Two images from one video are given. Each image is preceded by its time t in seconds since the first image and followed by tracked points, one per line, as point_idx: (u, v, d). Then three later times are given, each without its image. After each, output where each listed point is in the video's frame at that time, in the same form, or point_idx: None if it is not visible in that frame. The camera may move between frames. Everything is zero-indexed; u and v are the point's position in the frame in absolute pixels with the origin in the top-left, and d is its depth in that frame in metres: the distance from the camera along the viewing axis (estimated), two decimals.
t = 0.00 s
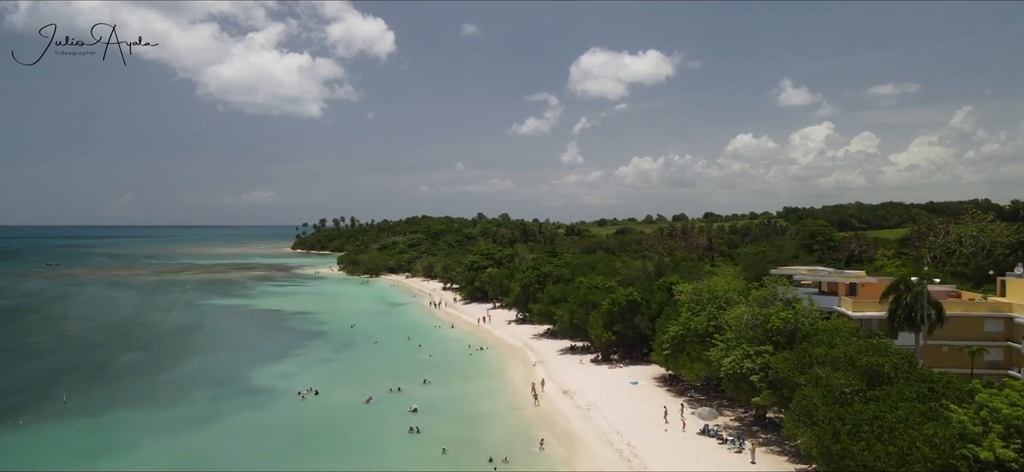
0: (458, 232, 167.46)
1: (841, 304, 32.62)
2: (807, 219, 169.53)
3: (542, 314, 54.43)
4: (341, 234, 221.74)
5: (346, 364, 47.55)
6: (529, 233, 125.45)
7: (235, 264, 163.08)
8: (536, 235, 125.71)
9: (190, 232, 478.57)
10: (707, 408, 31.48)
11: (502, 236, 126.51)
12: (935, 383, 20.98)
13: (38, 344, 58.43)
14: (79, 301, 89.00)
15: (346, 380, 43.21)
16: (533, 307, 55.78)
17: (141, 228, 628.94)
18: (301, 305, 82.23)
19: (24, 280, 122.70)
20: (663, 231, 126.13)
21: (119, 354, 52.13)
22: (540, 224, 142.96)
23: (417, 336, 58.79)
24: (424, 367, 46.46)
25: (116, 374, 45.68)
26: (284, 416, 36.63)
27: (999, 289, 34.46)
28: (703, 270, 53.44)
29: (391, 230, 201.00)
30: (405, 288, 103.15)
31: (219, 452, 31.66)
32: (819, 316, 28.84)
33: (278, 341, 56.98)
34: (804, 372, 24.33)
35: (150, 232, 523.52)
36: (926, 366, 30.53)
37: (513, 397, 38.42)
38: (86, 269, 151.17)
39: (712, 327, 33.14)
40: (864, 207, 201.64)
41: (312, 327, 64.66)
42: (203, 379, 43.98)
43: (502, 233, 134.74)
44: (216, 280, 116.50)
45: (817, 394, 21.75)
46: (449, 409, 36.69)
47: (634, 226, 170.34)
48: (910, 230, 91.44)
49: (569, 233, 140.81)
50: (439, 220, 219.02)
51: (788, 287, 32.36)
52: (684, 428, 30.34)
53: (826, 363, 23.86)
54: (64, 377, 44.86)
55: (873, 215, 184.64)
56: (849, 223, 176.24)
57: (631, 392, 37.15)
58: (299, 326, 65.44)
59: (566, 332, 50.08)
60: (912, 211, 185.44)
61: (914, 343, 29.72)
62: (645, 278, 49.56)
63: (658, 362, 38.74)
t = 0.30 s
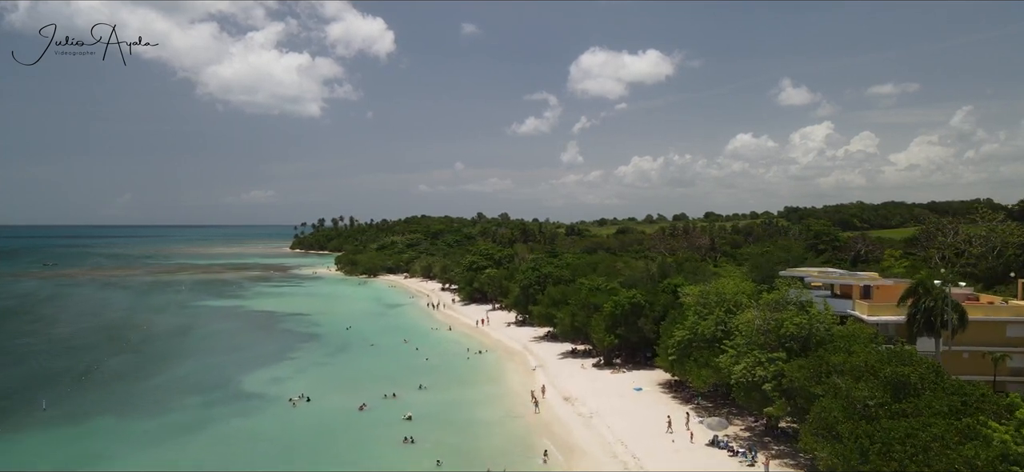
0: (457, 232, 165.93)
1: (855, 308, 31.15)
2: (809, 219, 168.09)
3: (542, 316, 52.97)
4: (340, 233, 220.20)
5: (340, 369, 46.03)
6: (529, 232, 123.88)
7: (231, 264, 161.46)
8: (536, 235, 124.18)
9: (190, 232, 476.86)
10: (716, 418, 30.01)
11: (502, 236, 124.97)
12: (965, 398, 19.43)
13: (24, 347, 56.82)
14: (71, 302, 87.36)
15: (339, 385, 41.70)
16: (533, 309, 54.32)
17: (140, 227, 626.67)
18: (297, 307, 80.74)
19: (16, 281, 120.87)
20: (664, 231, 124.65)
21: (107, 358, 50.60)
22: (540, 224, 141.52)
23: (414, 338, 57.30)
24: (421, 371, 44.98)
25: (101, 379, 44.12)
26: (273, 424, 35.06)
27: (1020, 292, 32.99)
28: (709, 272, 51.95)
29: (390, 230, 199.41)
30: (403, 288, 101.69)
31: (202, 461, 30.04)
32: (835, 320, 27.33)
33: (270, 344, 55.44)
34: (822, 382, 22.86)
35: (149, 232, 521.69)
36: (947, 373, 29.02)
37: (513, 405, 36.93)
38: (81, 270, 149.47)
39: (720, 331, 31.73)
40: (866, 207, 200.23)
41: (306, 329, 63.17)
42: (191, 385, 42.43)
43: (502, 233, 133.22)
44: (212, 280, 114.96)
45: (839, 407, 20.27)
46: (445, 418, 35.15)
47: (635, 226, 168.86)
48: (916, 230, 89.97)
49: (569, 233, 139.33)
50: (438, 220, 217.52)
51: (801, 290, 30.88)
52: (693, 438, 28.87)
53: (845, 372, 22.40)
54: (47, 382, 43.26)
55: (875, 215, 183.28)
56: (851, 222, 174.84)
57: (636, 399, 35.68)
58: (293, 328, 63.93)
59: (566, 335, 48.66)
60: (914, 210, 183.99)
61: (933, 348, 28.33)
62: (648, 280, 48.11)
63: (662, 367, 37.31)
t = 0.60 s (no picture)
0: (456, 231, 164.35)
1: (871, 312, 29.63)
2: (812, 219, 166.38)
3: (542, 318, 51.49)
4: (339, 233, 218.66)
5: (333, 374, 44.50)
6: (529, 232, 122.33)
7: (228, 264, 159.93)
8: (536, 235, 122.49)
9: (188, 232, 474.30)
10: (726, 429, 28.50)
11: (501, 236, 123.46)
12: (1001, 414, 17.98)
13: (10, 349, 55.37)
14: (62, 303, 85.86)
15: (332, 391, 40.23)
16: (533, 311, 52.85)
17: (140, 227, 625.25)
18: (292, 308, 79.21)
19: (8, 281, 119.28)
20: (666, 231, 123.08)
21: (93, 361, 49.11)
22: (540, 224, 139.95)
23: (411, 341, 55.80)
24: (417, 376, 43.50)
25: (85, 384, 42.66)
26: (261, 433, 33.58)
27: None
28: (714, 273, 50.38)
29: (388, 230, 197.86)
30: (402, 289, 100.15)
31: None
32: (852, 325, 25.85)
33: (262, 347, 53.96)
34: (842, 394, 21.37)
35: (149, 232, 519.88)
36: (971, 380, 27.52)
37: (512, 413, 35.43)
38: (76, 270, 148.01)
39: (729, 337, 30.28)
40: (868, 207, 198.61)
41: (301, 331, 61.70)
42: (178, 391, 40.95)
43: (501, 233, 131.69)
44: (208, 280, 113.44)
45: (864, 424, 18.83)
46: (442, 426, 33.65)
47: (636, 226, 167.27)
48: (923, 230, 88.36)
49: (569, 233, 137.74)
50: (438, 220, 215.95)
51: (815, 293, 29.34)
52: (701, 449, 27.41)
53: (866, 382, 20.96)
54: (29, 387, 41.81)
55: (878, 215, 181.76)
56: (854, 222, 173.17)
57: (640, 407, 34.20)
58: (287, 330, 62.41)
59: (567, 339, 47.15)
60: (917, 210, 182.48)
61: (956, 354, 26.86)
62: (652, 282, 46.59)
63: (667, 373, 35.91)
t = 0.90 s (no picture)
0: (455, 231, 162.73)
1: (889, 317, 28.19)
2: (814, 218, 164.78)
3: (542, 321, 50.05)
4: (337, 233, 217.01)
5: (326, 379, 43.07)
6: (528, 232, 120.73)
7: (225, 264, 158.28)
8: (536, 235, 120.96)
9: (188, 232, 473.24)
10: (738, 441, 27.07)
11: (501, 236, 121.88)
12: None
13: None
14: (53, 304, 84.34)
15: (323, 398, 38.79)
16: (533, 313, 51.40)
17: (138, 227, 623.23)
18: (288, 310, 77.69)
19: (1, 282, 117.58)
20: (668, 231, 121.54)
21: (79, 367, 47.67)
22: (540, 224, 138.40)
23: (408, 344, 54.36)
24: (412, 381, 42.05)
25: (69, 392, 41.20)
26: (249, 443, 32.18)
27: None
28: (719, 275, 48.82)
29: (387, 230, 196.19)
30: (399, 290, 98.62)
31: None
32: (870, 330, 24.41)
33: (254, 351, 52.48)
34: (865, 407, 20.02)
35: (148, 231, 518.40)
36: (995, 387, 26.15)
37: (512, 421, 33.99)
38: (71, 270, 146.33)
39: (739, 342, 28.88)
40: (870, 207, 197.13)
41: (295, 334, 60.27)
42: (163, 399, 39.53)
43: (501, 232, 130.07)
44: (203, 281, 111.93)
45: (892, 440, 17.45)
46: (438, 436, 32.21)
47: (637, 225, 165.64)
48: (929, 229, 86.85)
49: (569, 232, 136.19)
50: (436, 219, 214.35)
51: (829, 296, 27.87)
52: (710, 462, 25.96)
53: (891, 394, 19.58)
54: (10, 395, 40.35)
55: (880, 214, 180.17)
56: (856, 221, 171.58)
57: (645, 415, 32.78)
58: (281, 333, 60.92)
59: (568, 342, 45.73)
60: (920, 208, 180.92)
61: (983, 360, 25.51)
62: (656, 284, 45.11)
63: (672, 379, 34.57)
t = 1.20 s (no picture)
0: (454, 231, 161.16)
1: (909, 322, 26.78)
2: (816, 218, 163.20)
3: (543, 323, 48.55)
4: (336, 232, 215.31)
5: (319, 384, 41.60)
6: (528, 232, 119.03)
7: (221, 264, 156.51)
8: (535, 235, 119.44)
9: (186, 232, 470.23)
10: (750, 453, 25.60)
11: (500, 236, 120.21)
12: None
13: None
14: (44, 305, 82.67)
15: (316, 405, 37.32)
16: (533, 316, 49.90)
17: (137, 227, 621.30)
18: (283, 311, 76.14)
19: None
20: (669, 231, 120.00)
21: (64, 371, 46.07)
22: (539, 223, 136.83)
23: (404, 347, 52.87)
24: (407, 387, 40.60)
25: (52, 397, 39.63)
26: (236, 452, 30.74)
27: None
28: (727, 277, 47.20)
29: (386, 230, 194.53)
30: (397, 290, 97.09)
31: None
32: (891, 335, 22.91)
33: (246, 354, 50.93)
34: (891, 421, 18.66)
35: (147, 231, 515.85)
36: None
37: (511, 430, 32.54)
38: (66, 270, 144.61)
39: (749, 347, 27.52)
40: (872, 206, 195.53)
41: (289, 336, 58.73)
42: (148, 405, 37.95)
43: (500, 232, 128.41)
44: (199, 281, 110.32)
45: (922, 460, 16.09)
46: (433, 445, 30.76)
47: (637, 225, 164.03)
48: (936, 229, 85.35)
49: (569, 232, 134.64)
50: (435, 219, 212.73)
51: (846, 300, 26.37)
52: None
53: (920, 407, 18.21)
54: None
55: (882, 214, 178.62)
56: (857, 221, 170.00)
57: (651, 424, 31.35)
58: (275, 335, 59.37)
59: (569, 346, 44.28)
60: (922, 208, 179.34)
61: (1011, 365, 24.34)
62: (660, 285, 43.63)
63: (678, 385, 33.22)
